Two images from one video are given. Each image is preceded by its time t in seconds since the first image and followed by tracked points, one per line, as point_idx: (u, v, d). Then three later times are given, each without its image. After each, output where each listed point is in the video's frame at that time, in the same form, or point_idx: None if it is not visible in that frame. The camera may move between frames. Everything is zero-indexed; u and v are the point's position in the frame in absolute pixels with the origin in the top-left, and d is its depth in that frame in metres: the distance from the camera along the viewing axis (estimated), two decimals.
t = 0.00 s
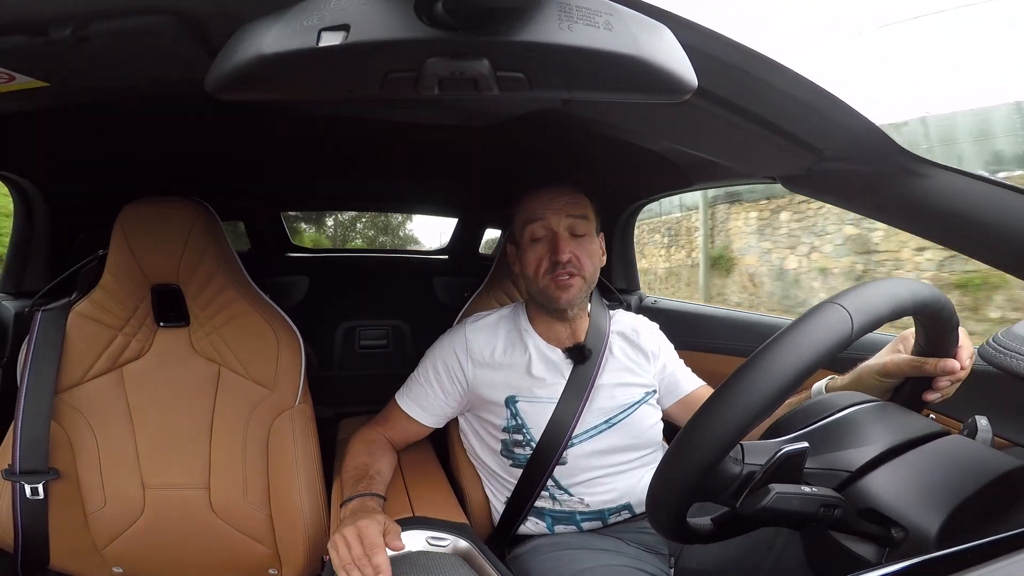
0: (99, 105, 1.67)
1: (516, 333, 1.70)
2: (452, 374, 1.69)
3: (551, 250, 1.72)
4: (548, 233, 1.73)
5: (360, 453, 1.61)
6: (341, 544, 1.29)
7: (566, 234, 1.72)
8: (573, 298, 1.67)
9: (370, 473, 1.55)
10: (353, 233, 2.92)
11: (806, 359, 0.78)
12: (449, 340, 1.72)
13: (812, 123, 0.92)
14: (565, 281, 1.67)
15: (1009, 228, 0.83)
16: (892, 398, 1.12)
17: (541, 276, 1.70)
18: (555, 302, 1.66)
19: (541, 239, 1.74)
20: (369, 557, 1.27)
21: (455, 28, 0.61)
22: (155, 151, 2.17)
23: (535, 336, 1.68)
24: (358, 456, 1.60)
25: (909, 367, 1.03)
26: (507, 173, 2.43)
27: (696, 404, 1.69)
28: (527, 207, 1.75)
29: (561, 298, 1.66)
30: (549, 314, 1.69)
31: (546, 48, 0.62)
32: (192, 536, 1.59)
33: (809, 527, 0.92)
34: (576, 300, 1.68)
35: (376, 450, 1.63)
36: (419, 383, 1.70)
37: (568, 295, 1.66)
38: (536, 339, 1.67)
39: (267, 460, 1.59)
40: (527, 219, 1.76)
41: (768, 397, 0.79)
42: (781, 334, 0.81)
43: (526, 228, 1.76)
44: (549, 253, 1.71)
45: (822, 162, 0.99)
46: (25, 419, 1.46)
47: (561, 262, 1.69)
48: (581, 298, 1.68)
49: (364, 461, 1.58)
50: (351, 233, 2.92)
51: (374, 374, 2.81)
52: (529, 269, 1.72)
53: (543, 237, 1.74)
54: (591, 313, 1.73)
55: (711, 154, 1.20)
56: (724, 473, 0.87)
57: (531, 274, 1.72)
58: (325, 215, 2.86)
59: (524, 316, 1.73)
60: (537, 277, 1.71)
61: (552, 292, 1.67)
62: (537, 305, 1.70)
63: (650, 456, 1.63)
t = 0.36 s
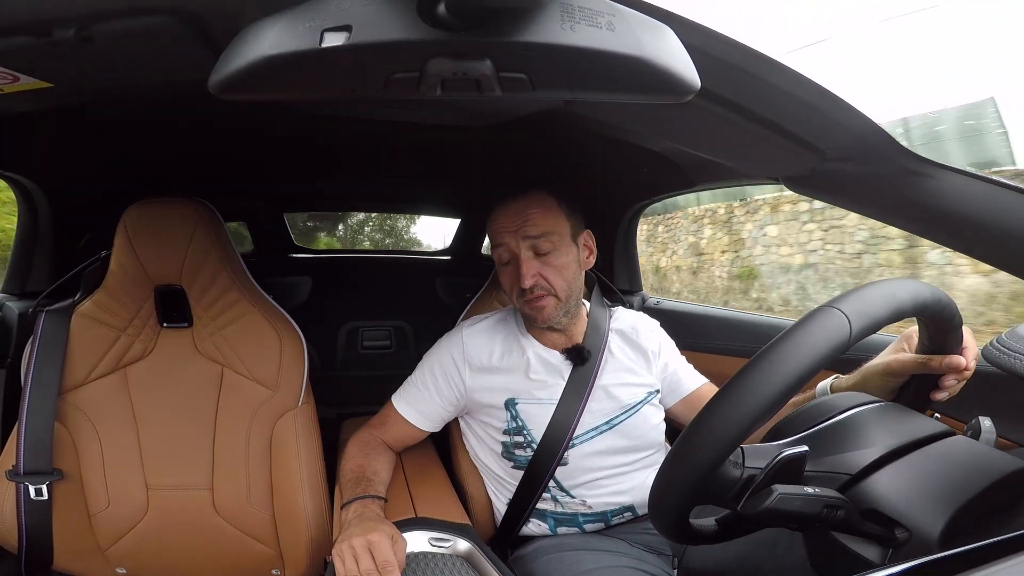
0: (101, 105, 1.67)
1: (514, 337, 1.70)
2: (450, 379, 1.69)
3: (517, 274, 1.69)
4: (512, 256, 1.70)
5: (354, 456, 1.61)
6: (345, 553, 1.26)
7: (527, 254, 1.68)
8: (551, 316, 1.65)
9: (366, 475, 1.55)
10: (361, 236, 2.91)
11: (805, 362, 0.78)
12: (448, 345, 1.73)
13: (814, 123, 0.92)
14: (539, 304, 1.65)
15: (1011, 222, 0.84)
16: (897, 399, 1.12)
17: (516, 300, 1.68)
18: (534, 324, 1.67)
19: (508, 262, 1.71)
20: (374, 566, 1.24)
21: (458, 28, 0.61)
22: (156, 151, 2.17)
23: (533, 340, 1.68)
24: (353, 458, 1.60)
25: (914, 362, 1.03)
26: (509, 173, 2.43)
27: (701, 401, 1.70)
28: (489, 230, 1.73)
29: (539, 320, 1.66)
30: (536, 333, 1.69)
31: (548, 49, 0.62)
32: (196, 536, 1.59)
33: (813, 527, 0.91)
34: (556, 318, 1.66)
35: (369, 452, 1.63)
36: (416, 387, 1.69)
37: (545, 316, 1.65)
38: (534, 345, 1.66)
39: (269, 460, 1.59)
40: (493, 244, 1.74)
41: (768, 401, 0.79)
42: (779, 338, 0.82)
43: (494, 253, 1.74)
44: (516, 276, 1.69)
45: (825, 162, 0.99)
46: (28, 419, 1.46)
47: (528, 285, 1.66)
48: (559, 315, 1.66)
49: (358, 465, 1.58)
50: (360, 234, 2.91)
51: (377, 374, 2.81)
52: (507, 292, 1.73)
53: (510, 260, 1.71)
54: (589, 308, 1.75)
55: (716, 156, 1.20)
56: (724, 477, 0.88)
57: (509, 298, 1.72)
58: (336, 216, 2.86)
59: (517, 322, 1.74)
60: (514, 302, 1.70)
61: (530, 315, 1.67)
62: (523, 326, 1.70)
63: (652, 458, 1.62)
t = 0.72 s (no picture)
0: (104, 104, 1.67)
1: (521, 333, 1.70)
2: (457, 374, 1.69)
3: (563, 243, 1.76)
4: (559, 227, 1.78)
5: (366, 454, 1.61)
6: (359, 557, 1.26)
7: (577, 227, 1.78)
8: (588, 289, 1.68)
9: (377, 473, 1.54)
10: (369, 238, 2.92)
11: (804, 365, 0.78)
12: (453, 341, 1.73)
13: (819, 120, 0.92)
14: (581, 272, 1.69)
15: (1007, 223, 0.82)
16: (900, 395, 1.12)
17: (556, 267, 1.71)
18: (569, 294, 1.66)
19: (552, 233, 1.78)
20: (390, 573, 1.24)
21: (462, 28, 0.61)
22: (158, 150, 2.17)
23: (540, 334, 1.68)
24: (366, 455, 1.60)
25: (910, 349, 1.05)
26: (513, 172, 2.43)
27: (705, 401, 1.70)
28: (537, 204, 1.81)
29: (577, 288, 1.67)
30: (563, 306, 1.68)
31: (551, 47, 0.62)
32: (200, 536, 1.59)
33: (816, 527, 0.92)
34: (592, 292, 1.69)
35: (381, 451, 1.63)
36: (425, 383, 1.70)
37: (585, 284, 1.68)
38: (543, 339, 1.67)
39: (273, 460, 1.59)
40: (536, 216, 1.80)
41: (767, 403, 0.79)
42: (780, 341, 0.82)
43: (535, 224, 1.80)
44: (560, 246, 1.75)
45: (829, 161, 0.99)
46: (33, 419, 1.46)
47: (576, 253, 1.73)
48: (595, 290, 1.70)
49: (371, 463, 1.58)
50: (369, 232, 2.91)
51: (381, 373, 2.81)
52: (541, 265, 1.75)
53: (554, 231, 1.78)
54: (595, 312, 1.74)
55: (722, 155, 1.20)
56: (725, 479, 0.87)
57: (544, 267, 1.74)
58: (345, 218, 2.87)
59: (529, 316, 1.74)
60: (550, 270, 1.72)
61: (569, 282, 1.68)
62: (549, 298, 1.69)
63: (657, 455, 1.62)
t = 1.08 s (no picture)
0: (107, 105, 1.67)
1: (524, 333, 1.70)
2: (459, 375, 1.69)
3: (572, 242, 1.75)
4: (569, 226, 1.77)
5: (367, 454, 1.61)
6: (361, 557, 1.26)
7: (587, 227, 1.77)
8: (593, 294, 1.67)
9: (380, 474, 1.55)
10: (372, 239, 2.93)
11: (803, 367, 0.78)
12: (454, 342, 1.73)
13: (821, 121, 0.92)
14: (586, 276, 1.68)
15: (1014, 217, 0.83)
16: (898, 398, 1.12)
17: (562, 268, 1.70)
18: (573, 297, 1.65)
19: (561, 231, 1.77)
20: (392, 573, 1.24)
21: (465, 28, 0.61)
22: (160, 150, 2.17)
23: (544, 336, 1.69)
24: (366, 455, 1.60)
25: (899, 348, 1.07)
26: (515, 172, 2.43)
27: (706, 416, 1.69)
28: (549, 200, 1.80)
29: (582, 292, 1.66)
30: (566, 308, 1.67)
31: (554, 48, 0.62)
32: (202, 536, 1.59)
33: (818, 526, 0.90)
34: (597, 296, 1.68)
35: (383, 451, 1.63)
36: (426, 383, 1.69)
37: (590, 288, 1.67)
38: (546, 342, 1.67)
39: (276, 460, 1.60)
40: (547, 211, 1.79)
41: (767, 405, 0.79)
42: (779, 342, 0.82)
43: (545, 221, 1.79)
44: (568, 246, 1.74)
45: (830, 161, 0.99)
46: (37, 419, 1.46)
47: (585, 253, 1.72)
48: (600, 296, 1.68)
49: (373, 464, 1.58)
50: (373, 231, 2.92)
51: (383, 374, 2.81)
52: (547, 263, 1.74)
53: (564, 229, 1.77)
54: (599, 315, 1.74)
55: (726, 155, 1.20)
56: (727, 479, 0.87)
57: (550, 265, 1.73)
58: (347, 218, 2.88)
59: (533, 314, 1.74)
60: (556, 270, 1.71)
61: (573, 285, 1.67)
62: (552, 300, 1.68)
63: (660, 463, 1.62)
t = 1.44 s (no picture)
0: (108, 106, 1.67)
1: (523, 335, 1.71)
2: (458, 377, 1.69)
3: (563, 254, 1.75)
4: (558, 237, 1.76)
5: (367, 454, 1.61)
6: (362, 557, 1.26)
7: (577, 238, 1.76)
8: (586, 307, 1.67)
9: (380, 474, 1.54)
10: (373, 239, 2.94)
11: (803, 369, 0.78)
12: (454, 344, 1.73)
13: (822, 122, 0.92)
14: (578, 288, 1.68)
15: (1009, 220, 0.82)
16: (903, 397, 1.12)
17: (552, 280, 1.70)
18: (564, 310, 1.66)
19: (551, 242, 1.77)
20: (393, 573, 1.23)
21: (465, 28, 0.61)
22: (161, 151, 2.17)
23: (544, 338, 1.69)
24: (366, 456, 1.60)
25: (905, 342, 1.08)
26: (515, 172, 2.43)
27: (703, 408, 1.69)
28: (538, 210, 1.78)
29: (574, 303, 1.66)
30: (558, 318, 1.68)
31: (555, 49, 0.62)
32: (202, 537, 1.59)
33: (817, 527, 0.90)
34: (591, 308, 1.68)
35: (383, 451, 1.63)
36: (426, 385, 1.69)
37: (582, 301, 1.67)
38: (546, 344, 1.67)
39: (276, 460, 1.60)
40: (535, 223, 1.79)
41: (765, 407, 0.78)
42: (777, 345, 0.82)
43: (534, 232, 1.79)
44: (558, 259, 1.74)
45: (832, 162, 0.99)
46: (37, 419, 1.46)
47: (575, 266, 1.72)
48: (595, 306, 1.68)
49: (372, 464, 1.58)
50: (376, 232, 2.94)
51: (383, 374, 2.81)
52: (539, 274, 1.75)
53: (554, 240, 1.77)
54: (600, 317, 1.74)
55: (725, 156, 1.20)
56: (725, 483, 0.87)
57: (542, 276, 1.73)
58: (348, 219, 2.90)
59: (534, 317, 1.75)
60: (547, 281, 1.71)
61: (565, 297, 1.67)
62: (546, 308, 1.69)
63: (660, 459, 1.62)
